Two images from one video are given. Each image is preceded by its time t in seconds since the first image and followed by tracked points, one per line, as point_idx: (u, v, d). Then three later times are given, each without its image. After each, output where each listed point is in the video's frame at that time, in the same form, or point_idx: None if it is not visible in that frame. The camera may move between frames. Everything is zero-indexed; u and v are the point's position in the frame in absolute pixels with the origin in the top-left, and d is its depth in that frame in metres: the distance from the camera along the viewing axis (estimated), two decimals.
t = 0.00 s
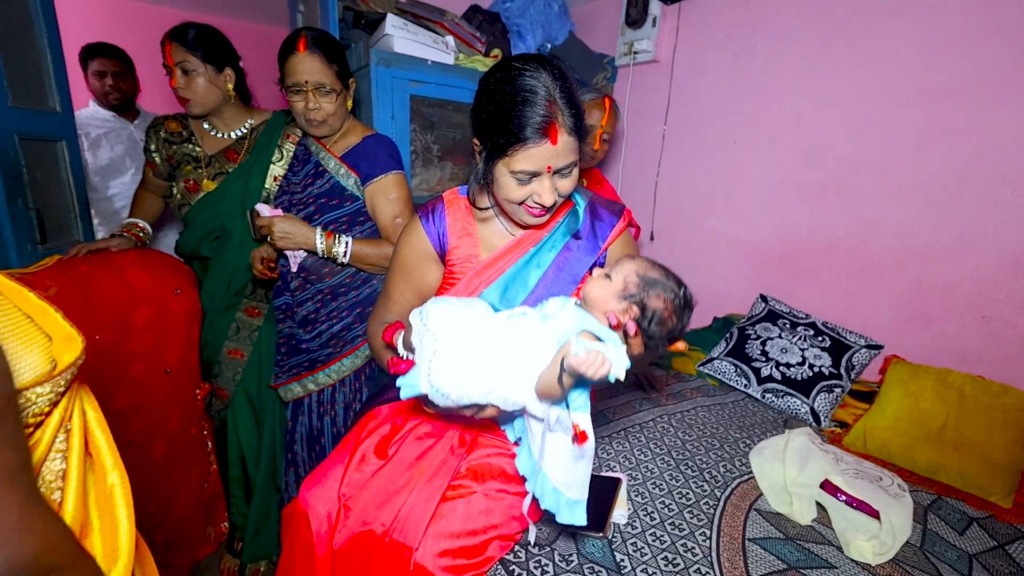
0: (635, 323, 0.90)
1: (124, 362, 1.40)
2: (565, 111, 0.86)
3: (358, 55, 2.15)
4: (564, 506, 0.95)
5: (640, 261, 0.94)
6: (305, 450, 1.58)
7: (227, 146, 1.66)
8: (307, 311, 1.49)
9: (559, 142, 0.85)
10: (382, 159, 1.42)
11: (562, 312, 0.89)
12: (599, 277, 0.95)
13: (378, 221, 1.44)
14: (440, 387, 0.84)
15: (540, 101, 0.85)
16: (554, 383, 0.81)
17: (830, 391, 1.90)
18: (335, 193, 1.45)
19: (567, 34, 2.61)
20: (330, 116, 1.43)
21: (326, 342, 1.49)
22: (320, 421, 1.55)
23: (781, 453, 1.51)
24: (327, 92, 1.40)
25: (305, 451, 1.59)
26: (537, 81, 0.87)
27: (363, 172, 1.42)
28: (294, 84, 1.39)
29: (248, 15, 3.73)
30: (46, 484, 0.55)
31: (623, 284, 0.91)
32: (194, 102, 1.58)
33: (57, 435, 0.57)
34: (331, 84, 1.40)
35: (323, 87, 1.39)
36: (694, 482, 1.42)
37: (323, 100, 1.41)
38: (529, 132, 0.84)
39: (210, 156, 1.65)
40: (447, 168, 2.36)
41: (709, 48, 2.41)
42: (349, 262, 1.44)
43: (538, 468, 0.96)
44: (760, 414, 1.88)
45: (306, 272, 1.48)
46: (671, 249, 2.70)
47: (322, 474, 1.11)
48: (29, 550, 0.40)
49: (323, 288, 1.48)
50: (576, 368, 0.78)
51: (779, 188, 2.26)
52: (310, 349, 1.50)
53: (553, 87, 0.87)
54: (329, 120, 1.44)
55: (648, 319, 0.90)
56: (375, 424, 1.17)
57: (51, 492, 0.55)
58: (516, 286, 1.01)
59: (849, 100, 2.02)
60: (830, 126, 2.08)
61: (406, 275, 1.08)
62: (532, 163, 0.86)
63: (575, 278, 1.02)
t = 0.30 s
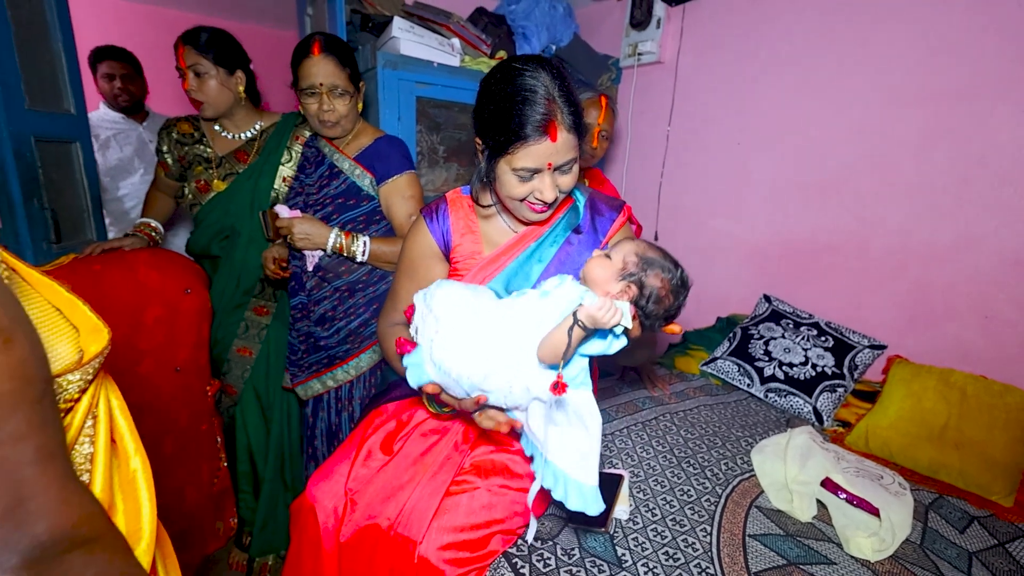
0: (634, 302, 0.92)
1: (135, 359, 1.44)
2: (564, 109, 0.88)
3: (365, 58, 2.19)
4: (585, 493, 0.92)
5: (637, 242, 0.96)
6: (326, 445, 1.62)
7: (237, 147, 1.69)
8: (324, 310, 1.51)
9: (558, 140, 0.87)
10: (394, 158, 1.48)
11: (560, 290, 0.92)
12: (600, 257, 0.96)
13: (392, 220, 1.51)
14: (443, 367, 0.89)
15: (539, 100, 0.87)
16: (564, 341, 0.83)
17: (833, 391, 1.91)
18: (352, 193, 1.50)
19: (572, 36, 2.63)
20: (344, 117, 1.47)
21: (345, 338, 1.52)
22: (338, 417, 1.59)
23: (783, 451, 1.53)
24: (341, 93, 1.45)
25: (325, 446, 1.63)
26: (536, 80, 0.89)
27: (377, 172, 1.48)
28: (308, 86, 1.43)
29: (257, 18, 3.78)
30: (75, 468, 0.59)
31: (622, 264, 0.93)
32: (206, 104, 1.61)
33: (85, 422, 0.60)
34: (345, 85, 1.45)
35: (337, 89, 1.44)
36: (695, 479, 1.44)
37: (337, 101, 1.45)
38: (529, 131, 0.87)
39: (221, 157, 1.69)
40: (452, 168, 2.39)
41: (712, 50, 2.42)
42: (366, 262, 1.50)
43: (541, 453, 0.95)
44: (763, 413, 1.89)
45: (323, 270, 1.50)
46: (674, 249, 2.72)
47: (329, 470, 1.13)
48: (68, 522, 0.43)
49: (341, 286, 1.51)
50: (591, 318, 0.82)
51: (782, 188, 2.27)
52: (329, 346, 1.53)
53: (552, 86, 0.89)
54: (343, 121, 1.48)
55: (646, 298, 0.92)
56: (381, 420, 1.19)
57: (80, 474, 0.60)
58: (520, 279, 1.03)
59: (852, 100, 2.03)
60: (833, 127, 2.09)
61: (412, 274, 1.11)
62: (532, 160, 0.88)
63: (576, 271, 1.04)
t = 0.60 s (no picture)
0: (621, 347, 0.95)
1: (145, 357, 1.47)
2: (554, 118, 0.91)
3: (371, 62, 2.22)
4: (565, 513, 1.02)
5: (617, 287, 0.98)
6: (338, 446, 1.64)
7: (246, 150, 1.72)
8: (331, 311, 1.54)
9: (550, 148, 0.90)
10: (407, 166, 1.51)
11: (554, 342, 0.95)
12: (583, 305, 0.99)
13: (403, 226, 1.54)
14: (446, 410, 0.89)
15: (530, 110, 0.90)
16: (550, 414, 0.88)
17: (835, 393, 1.91)
18: (363, 199, 1.53)
19: (576, 40, 2.65)
20: (360, 122, 1.50)
21: (350, 341, 1.55)
22: (347, 417, 1.62)
23: (783, 452, 1.54)
24: (358, 99, 1.48)
25: (337, 447, 1.65)
26: (526, 90, 0.92)
27: (389, 179, 1.51)
28: (326, 91, 1.46)
29: (265, 22, 3.84)
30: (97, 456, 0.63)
31: (605, 313, 0.95)
32: (215, 107, 1.64)
33: (106, 413, 0.64)
34: (362, 91, 1.48)
35: (354, 95, 1.47)
36: (697, 479, 1.45)
37: (354, 107, 1.48)
38: (522, 140, 0.89)
39: (230, 159, 1.72)
40: (457, 171, 2.41)
41: (715, 54, 2.44)
42: (377, 267, 1.53)
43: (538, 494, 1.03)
44: (765, 415, 1.90)
45: (331, 272, 1.52)
46: (678, 251, 2.73)
47: (335, 467, 1.15)
48: (93, 507, 0.45)
49: (348, 289, 1.53)
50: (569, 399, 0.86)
51: (785, 191, 2.28)
52: (336, 348, 1.56)
53: (542, 96, 0.92)
54: (358, 125, 1.51)
55: (632, 341, 0.95)
56: (386, 418, 1.22)
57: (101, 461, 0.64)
58: (522, 281, 1.06)
59: (853, 103, 2.04)
60: (835, 130, 2.10)
61: (415, 275, 1.14)
62: (526, 169, 0.91)
63: (577, 273, 1.06)
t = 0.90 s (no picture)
0: (610, 371, 0.96)
1: (151, 355, 1.50)
2: (544, 131, 0.93)
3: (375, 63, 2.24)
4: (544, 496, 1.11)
5: (616, 312, 0.97)
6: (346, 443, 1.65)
7: (251, 151, 1.73)
8: (335, 309, 1.56)
9: (540, 162, 0.92)
10: (415, 169, 1.52)
11: (549, 359, 0.95)
12: (580, 323, 0.97)
13: (406, 227, 1.54)
14: (444, 420, 0.91)
15: (520, 124, 0.93)
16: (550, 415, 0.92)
17: (835, 393, 1.92)
18: (370, 200, 1.55)
19: (578, 42, 2.66)
20: (371, 124, 1.52)
21: (353, 340, 1.56)
22: (355, 413, 1.63)
23: (782, 451, 1.54)
24: (371, 100, 1.49)
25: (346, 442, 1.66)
26: (517, 105, 0.94)
27: (395, 181, 1.52)
28: (340, 92, 1.47)
29: (270, 24, 3.87)
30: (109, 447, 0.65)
31: (601, 337, 0.94)
32: (221, 107, 1.66)
33: (117, 406, 0.66)
34: (375, 93, 1.50)
35: (367, 96, 1.49)
36: (696, 478, 1.46)
37: (367, 108, 1.50)
38: (512, 154, 0.92)
39: (234, 159, 1.73)
40: (459, 172, 2.43)
41: (716, 55, 2.45)
42: (378, 268, 1.53)
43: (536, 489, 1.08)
44: (765, 415, 1.91)
45: (335, 272, 1.54)
46: (679, 252, 2.74)
47: (337, 460, 1.17)
48: (104, 498, 0.46)
49: (352, 288, 1.55)
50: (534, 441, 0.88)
51: (785, 192, 2.29)
52: (339, 346, 1.58)
53: (532, 109, 0.94)
54: (370, 127, 1.52)
55: (621, 366, 0.95)
56: (386, 415, 1.23)
57: (112, 453, 0.66)
58: (521, 281, 1.07)
59: (854, 105, 2.05)
60: (836, 131, 2.11)
61: (416, 273, 1.15)
62: (517, 181, 0.94)
63: (575, 275, 1.07)
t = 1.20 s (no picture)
0: (610, 371, 0.98)
1: (156, 356, 1.53)
2: (538, 134, 0.95)
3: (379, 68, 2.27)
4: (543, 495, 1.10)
5: (618, 314, 0.98)
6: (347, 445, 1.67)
7: (258, 154, 1.75)
8: (338, 312, 1.58)
9: (535, 165, 0.94)
10: (423, 174, 1.55)
11: (550, 360, 0.98)
12: (582, 324, 0.99)
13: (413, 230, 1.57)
14: (448, 422, 0.93)
15: (515, 128, 0.95)
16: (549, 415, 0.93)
17: (836, 395, 1.93)
18: (377, 204, 1.57)
19: (580, 45, 2.66)
20: (381, 128, 1.54)
21: (356, 343, 1.58)
22: (358, 417, 1.65)
23: (782, 452, 1.55)
24: (381, 105, 1.51)
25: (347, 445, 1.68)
26: (512, 109, 0.96)
27: (403, 186, 1.55)
28: (351, 96, 1.49)
29: (277, 28, 3.91)
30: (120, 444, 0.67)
31: (602, 339, 0.96)
32: (229, 113, 1.68)
33: (128, 405, 0.67)
34: (385, 97, 1.51)
35: (377, 101, 1.50)
36: (697, 479, 1.47)
37: (377, 112, 1.52)
38: (508, 158, 0.94)
39: (242, 163, 1.76)
40: (462, 175, 2.44)
41: (718, 59, 2.47)
42: (384, 273, 1.55)
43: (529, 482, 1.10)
44: (766, 416, 1.92)
45: (339, 276, 1.57)
46: (681, 254, 2.76)
47: (342, 459, 1.19)
48: (116, 493, 0.47)
49: (354, 292, 1.56)
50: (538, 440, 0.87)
51: (787, 195, 2.30)
52: (341, 349, 1.60)
53: (527, 113, 0.96)
54: (379, 130, 1.55)
55: (622, 367, 0.97)
56: (389, 416, 1.24)
57: (123, 450, 0.68)
58: (522, 282, 1.09)
59: (854, 108, 2.06)
60: (837, 133, 2.12)
61: (418, 276, 1.17)
62: (513, 184, 0.96)
63: (575, 275, 1.08)
